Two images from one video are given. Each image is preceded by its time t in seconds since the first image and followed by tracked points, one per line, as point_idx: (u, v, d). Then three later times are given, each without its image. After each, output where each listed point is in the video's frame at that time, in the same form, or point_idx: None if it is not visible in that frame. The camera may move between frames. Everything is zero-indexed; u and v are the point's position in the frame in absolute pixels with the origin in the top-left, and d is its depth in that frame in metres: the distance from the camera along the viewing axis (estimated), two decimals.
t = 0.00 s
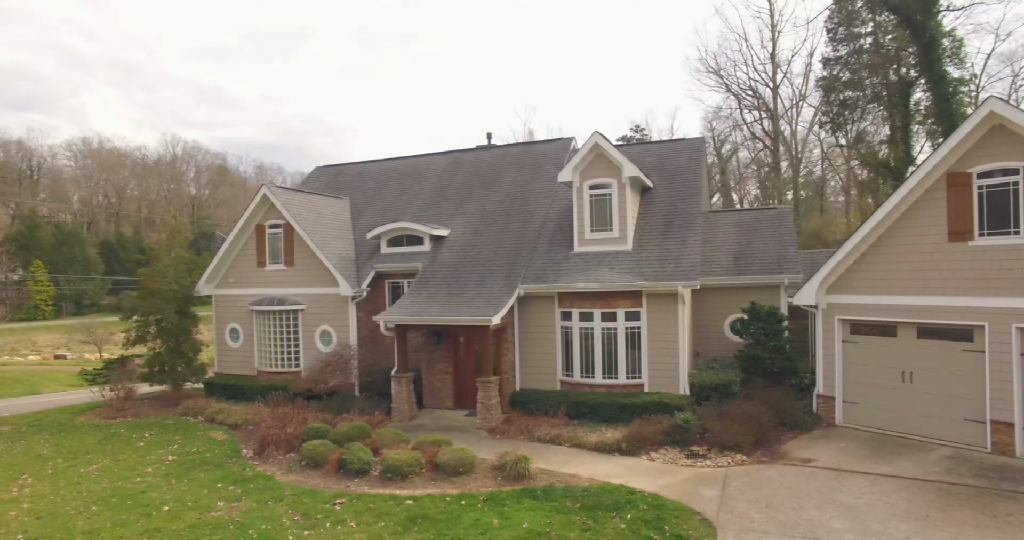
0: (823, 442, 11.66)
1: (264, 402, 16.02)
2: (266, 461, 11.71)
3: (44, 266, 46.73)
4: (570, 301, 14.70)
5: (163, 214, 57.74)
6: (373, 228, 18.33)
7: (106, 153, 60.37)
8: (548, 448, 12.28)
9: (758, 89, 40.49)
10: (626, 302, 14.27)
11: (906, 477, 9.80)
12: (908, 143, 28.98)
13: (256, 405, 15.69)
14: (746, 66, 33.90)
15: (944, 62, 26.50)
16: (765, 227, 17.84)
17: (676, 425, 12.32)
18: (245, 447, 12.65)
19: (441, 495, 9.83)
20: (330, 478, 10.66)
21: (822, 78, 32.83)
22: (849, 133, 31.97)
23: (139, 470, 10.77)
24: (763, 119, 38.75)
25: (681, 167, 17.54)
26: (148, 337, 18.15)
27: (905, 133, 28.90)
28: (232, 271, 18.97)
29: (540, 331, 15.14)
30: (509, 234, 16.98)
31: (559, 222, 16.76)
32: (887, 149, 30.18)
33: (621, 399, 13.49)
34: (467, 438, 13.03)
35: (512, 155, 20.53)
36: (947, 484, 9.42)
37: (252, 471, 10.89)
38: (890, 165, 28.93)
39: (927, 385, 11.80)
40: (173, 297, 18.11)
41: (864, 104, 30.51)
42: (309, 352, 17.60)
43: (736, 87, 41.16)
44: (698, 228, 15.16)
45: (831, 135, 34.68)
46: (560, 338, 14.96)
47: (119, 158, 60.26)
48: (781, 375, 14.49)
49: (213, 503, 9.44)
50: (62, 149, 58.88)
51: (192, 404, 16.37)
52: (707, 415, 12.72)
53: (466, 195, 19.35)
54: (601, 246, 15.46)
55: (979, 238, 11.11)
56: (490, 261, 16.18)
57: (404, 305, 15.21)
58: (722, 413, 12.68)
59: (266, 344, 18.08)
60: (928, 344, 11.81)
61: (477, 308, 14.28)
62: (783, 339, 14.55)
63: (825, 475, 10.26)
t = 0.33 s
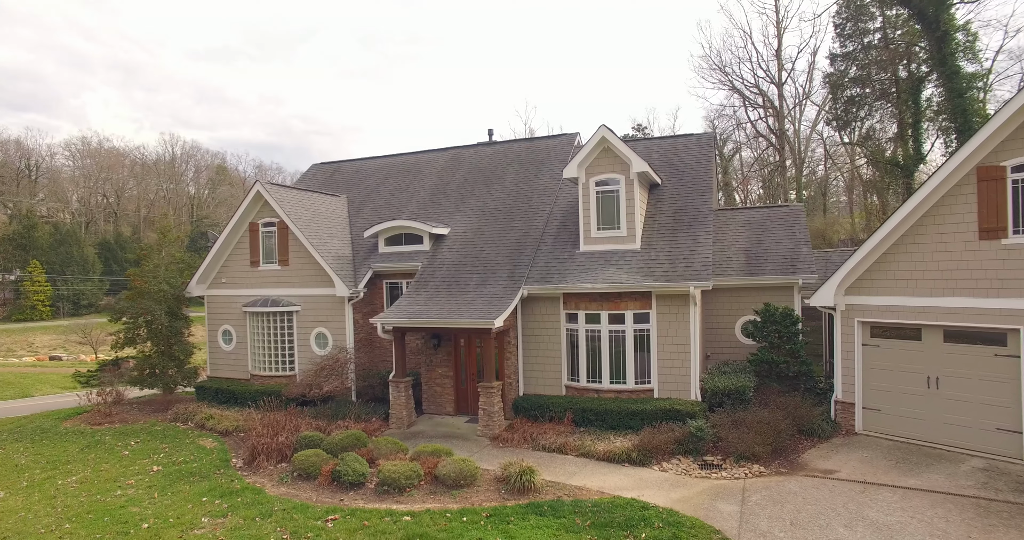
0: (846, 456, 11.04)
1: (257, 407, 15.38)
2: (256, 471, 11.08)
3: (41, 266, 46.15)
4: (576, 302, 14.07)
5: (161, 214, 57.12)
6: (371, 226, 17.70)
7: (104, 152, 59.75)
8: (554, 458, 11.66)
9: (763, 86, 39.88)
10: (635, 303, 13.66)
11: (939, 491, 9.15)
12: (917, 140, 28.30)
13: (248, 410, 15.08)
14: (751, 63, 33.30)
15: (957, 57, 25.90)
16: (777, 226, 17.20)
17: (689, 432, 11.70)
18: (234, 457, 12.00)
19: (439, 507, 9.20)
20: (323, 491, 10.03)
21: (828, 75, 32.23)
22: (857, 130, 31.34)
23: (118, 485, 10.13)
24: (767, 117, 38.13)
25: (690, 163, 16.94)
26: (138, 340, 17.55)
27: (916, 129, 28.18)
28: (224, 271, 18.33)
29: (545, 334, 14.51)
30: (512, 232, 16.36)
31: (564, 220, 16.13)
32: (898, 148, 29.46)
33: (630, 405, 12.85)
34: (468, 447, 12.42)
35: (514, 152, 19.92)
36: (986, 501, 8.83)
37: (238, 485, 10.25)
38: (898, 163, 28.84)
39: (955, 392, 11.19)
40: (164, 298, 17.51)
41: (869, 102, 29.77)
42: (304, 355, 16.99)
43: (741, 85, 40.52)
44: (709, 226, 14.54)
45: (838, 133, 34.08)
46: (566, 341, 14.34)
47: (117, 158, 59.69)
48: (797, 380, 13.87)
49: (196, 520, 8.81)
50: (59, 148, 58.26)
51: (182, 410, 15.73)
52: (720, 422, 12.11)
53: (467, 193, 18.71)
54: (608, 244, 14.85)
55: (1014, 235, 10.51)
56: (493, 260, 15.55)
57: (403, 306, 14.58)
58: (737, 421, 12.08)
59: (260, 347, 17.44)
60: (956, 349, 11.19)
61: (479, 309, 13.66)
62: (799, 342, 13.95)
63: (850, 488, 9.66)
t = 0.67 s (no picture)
0: (870, 466, 10.41)
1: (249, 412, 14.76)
2: (245, 481, 10.44)
3: (39, 266, 45.57)
4: (583, 302, 13.44)
5: (159, 214, 56.51)
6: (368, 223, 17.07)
7: (103, 151, 59.21)
8: (560, 467, 11.03)
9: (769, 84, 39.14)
10: (644, 304, 13.03)
11: (975, 506, 8.52)
12: (928, 137, 27.86)
13: (240, 415, 14.46)
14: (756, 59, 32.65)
15: (972, 51, 25.33)
16: (790, 223, 16.55)
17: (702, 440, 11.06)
18: (223, 465, 11.35)
19: (438, 521, 8.58)
20: (315, 504, 9.42)
21: (836, 71, 31.54)
22: (866, 127, 30.66)
23: (97, 497, 9.49)
24: (772, 114, 37.41)
25: (700, 159, 16.30)
26: (127, 342, 16.94)
27: (927, 126, 27.76)
28: (217, 270, 17.72)
29: (550, 335, 13.88)
30: (515, 230, 15.72)
31: (569, 217, 15.50)
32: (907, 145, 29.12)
33: (640, 411, 12.21)
34: (469, 455, 11.79)
35: (516, 148, 19.28)
36: None
37: (224, 497, 9.60)
38: (908, 159, 27.93)
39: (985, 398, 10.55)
40: (153, 297, 16.87)
41: (880, 98, 29.05)
42: (299, 357, 16.37)
43: (745, 82, 39.80)
44: (721, 223, 13.92)
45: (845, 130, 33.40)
46: (572, 343, 13.72)
47: (116, 157, 59.14)
48: (813, 385, 13.23)
49: (177, 536, 8.17)
50: (58, 147, 57.71)
51: (171, 414, 15.12)
52: (736, 429, 11.46)
53: (468, 189, 18.08)
54: (615, 242, 14.21)
55: None
56: (495, 259, 14.91)
57: (402, 307, 13.96)
58: (753, 427, 11.44)
59: (254, 349, 16.83)
60: (987, 352, 10.56)
61: (481, 310, 13.03)
62: (816, 342, 13.30)
63: (877, 501, 9.03)
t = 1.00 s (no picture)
0: (900, 474, 9.77)
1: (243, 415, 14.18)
2: (234, 490, 9.85)
3: (39, 266, 45.04)
4: (591, 301, 12.85)
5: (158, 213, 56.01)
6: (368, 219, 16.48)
7: (105, 150, 58.77)
8: (568, 476, 10.41)
9: (776, 80, 38.43)
10: (656, 302, 12.42)
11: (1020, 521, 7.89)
12: (941, 133, 27.24)
13: (233, 418, 13.87)
14: (764, 54, 32.02)
15: (989, 43, 24.63)
16: (805, 220, 15.91)
17: (719, 445, 10.43)
18: (213, 472, 10.75)
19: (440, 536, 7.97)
20: (309, 515, 8.82)
21: (845, 67, 30.86)
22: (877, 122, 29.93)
23: (76, 508, 8.90)
24: (779, 111, 36.70)
25: (712, 152, 15.67)
26: (118, 341, 16.38)
27: (941, 121, 27.13)
28: (211, 268, 17.14)
29: (557, 336, 13.28)
30: (519, 226, 15.12)
31: (576, 213, 14.89)
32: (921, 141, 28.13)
33: (652, 415, 11.59)
34: (473, 461, 11.19)
35: (521, 142, 18.67)
36: None
37: (212, 508, 9.02)
38: (920, 155, 27.34)
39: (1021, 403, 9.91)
40: (145, 296, 16.31)
41: (891, 94, 28.58)
42: (296, 358, 15.79)
43: (752, 79, 39.12)
44: (736, 218, 13.31)
45: (854, 127, 32.72)
46: (580, 343, 13.11)
47: (117, 156, 58.67)
48: (833, 388, 12.61)
49: None
50: (59, 146, 57.32)
51: (162, 416, 14.55)
52: (754, 434, 10.82)
53: (471, 184, 17.50)
54: (625, 238, 13.60)
55: None
56: (499, 256, 14.31)
57: (402, 306, 13.36)
58: (773, 433, 10.80)
59: (249, 350, 16.26)
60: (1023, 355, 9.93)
61: (485, 308, 12.42)
62: (836, 343, 12.67)
63: (913, 513, 8.40)
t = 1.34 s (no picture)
0: (933, 483, 9.14)
1: (237, 417, 13.61)
2: (224, 498, 9.28)
3: (41, 265, 44.51)
4: (601, 298, 12.26)
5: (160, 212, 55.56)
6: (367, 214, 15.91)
7: (108, 150, 58.39)
8: (578, 484, 9.81)
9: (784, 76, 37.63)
10: (670, 300, 11.82)
11: None
12: (956, 128, 26.47)
13: (227, 421, 13.31)
14: (774, 48, 31.34)
15: (1009, 34, 23.84)
16: (822, 214, 15.25)
17: (738, 451, 9.81)
18: (203, 478, 10.19)
19: None
20: (302, 527, 8.26)
21: (856, 61, 30.10)
22: (888, 119, 29.14)
23: (53, 519, 8.33)
24: (786, 109, 35.68)
25: (726, 144, 15.03)
26: (110, 341, 15.86)
27: (956, 116, 26.29)
28: (206, 265, 16.60)
29: (565, 335, 12.69)
30: (525, 221, 14.53)
31: (584, 207, 14.28)
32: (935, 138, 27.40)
33: (667, 419, 10.98)
34: (476, 468, 10.61)
35: (526, 135, 18.06)
36: None
37: (199, 518, 8.44)
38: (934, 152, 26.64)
39: None
40: (137, 294, 15.79)
41: (904, 89, 27.68)
42: (293, 358, 15.22)
43: (760, 75, 38.38)
44: (753, 212, 12.70)
45: (865, 122, 31.97)
46: (589, 343, 12.52)
47: (119, 155, 58.30)
48: (855, 390, 11.97)
49: None
50: (62, 146, 57.03)
51: (154, 419, 14.00)
52: (776, 440, 10.17)
53: (474, 178, 16.93)
54: (636, 233, 12.99)
55: None
56: (504, 252, 13.72)
57: (402, 304, 12.78)
58: (795, 438, 10.13)
59: (244, 349, 15.71)
60: None
61: (490, 306, 11.84)
62: (858, 343, 12.04)
63: (953, 527, 7.77)
